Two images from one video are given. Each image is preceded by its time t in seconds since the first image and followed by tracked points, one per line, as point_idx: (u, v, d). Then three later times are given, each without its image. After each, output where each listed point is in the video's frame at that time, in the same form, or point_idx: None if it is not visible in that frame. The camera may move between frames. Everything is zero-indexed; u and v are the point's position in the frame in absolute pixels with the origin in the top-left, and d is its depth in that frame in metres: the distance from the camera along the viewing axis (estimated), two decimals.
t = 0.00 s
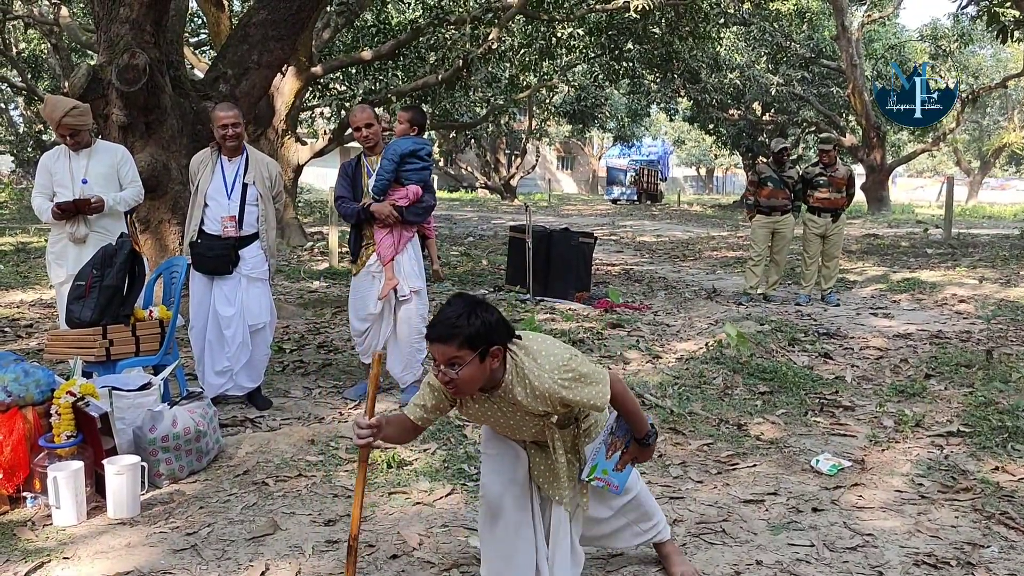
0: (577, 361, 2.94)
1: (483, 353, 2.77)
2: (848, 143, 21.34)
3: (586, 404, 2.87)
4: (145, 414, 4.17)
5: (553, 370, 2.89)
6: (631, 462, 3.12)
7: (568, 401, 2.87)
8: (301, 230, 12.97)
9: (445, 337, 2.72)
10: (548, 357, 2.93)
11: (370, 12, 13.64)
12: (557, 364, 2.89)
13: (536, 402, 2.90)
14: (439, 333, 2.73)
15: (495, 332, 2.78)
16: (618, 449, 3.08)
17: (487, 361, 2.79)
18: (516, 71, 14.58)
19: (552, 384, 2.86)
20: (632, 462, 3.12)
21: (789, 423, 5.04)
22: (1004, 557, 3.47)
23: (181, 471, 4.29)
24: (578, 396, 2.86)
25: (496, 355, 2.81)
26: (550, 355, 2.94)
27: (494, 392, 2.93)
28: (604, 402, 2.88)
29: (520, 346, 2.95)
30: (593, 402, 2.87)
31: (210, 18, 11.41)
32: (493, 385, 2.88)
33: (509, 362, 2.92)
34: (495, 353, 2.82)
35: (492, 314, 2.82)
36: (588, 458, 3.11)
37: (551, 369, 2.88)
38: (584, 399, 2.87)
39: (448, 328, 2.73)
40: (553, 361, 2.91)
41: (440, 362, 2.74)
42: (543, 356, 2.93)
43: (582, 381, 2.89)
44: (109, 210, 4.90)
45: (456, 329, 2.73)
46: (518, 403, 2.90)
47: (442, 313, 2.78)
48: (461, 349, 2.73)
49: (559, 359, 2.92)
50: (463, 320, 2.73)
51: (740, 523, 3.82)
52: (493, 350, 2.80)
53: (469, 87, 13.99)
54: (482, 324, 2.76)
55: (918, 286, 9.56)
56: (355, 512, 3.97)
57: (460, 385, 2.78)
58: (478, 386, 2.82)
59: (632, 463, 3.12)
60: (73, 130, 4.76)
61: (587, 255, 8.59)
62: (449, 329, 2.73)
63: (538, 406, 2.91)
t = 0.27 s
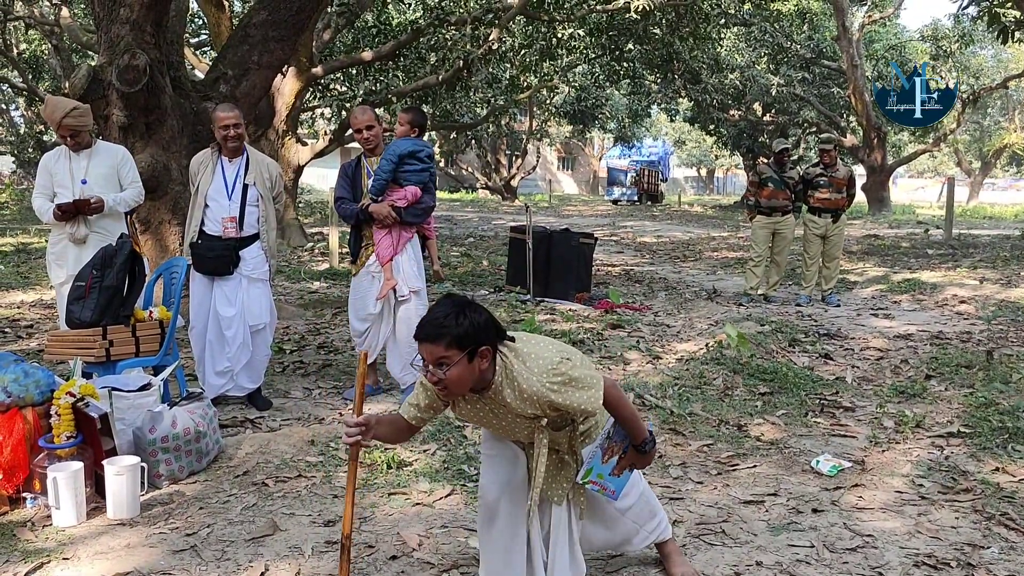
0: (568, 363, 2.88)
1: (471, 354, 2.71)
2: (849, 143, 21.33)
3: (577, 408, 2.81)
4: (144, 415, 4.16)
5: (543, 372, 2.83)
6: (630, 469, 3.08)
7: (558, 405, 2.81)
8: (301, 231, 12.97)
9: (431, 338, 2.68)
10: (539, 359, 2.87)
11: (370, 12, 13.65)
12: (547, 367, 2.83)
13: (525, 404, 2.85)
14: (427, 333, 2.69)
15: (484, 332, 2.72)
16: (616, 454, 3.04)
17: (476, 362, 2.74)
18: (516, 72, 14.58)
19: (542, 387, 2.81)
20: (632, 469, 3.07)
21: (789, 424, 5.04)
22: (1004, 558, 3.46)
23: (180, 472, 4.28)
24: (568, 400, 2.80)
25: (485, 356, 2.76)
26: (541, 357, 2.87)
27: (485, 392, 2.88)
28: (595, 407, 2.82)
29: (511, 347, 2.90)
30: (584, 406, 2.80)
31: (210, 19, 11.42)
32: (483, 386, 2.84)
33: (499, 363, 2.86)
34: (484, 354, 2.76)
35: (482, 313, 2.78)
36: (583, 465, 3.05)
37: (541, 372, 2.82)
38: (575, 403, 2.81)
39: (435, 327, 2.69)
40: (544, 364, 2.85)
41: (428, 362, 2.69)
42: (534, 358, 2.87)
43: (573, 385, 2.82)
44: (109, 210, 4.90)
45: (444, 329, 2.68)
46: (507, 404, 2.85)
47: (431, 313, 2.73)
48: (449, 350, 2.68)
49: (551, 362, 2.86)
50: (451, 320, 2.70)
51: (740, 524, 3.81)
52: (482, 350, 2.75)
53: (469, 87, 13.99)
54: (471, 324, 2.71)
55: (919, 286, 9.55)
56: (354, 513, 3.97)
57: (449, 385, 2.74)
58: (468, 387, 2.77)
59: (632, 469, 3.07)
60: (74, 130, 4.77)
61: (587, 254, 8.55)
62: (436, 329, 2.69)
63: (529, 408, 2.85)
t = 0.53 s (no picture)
0: (571, 337, 2.81)
1: (472, 325, 2.63)
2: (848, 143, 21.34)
3: (580, 383, 2.74)
4: (144, 414, 4.16)
5: (544, 346, 2.75)
6: (626, 465, 2.98)
7: (561, 378, 2.74)
8: (301, 230, 12.97)
9: (432, 308, 2.59)
10: (540, 332, 2.79)
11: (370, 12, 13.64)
12: (550, 339, 2.76)
13: (526, 376, 2.79)
14: (426, 303, 2.61)
15: (485, 302, 2.65)
16: (614, 448, 2.93)
17: (476, 334, 2.66)
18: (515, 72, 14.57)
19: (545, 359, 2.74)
20: (628, 465, 2.98)
21: (789, 423, 5.03)
22: (1004, 558, 3.46)
23: (180, 471, 4.28)
24: (572, 373, 2.73)
25: (485, 327, 2.68)
26: (543, 330, 2.80)
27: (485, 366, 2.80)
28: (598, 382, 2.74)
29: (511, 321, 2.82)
30: (588, 381, 2.73)
31: (210, 18, 11.41)
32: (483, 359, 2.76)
33: (500, 336, 2.79)
34: (484, 326, 2.68)
35: (483, 284, 2.70)
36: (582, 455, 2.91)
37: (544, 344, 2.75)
38: (578, 377, 2.73)
39: (436, 298, 2.60)
40: (546, 336, 2.77)
41: (429, 334, 2.61)
42: (536, 331, 2.79)
43: (576, 360, 2.74)
44: (109, 209, 4.90)
45: (444, 299, 2.60)
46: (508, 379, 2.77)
47: (431, 284, 2.65)
48: (449, 321, 2.60)
49: (554, 336, 2.78)
50: (450, 292, 2.61)
51: (740, 523, 3.81)
52: (483, 321, 2.67)
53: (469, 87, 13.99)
54: (471, 295, 2.63)
55: (919, 286, 9.55)
56: (354, 512, 3.96)
57: (450, 358, 2.66)
58: (470, 360, 2.70)
59: (628, 465, 2.97)
60: (74, 128, 4.76)
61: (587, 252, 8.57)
62: (436, 300, 2.60)
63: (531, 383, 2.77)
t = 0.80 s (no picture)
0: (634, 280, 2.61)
1: (553, 234, 2.52)
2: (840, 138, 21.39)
3: (628, 321, 2.53)
4: (137, 408, 4.16)
5: (601, 277, 2.56)
6: (609, 446, 2.58)
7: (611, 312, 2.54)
8: (293, 225, 12.94)
9: (513, 199, 2.48)
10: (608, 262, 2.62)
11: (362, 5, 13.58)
12: (614, 272, 2.57)
13: (574, 302, 2.59)
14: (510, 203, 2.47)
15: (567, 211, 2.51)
16: (609, 422, 2.58)
17: (554, 243, 2.53)
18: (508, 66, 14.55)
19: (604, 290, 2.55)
20: (612, 449, 2.57)
21: (781, 416, 5.05)
22: (994, 550, 3.49)
23: (173, 464, 4.27)
24: (622, 309, 2.53)
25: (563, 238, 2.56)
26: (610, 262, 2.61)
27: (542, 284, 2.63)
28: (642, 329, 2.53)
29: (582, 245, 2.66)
30: (635, 323, 2.53)
31: (201, 12, 11.34)
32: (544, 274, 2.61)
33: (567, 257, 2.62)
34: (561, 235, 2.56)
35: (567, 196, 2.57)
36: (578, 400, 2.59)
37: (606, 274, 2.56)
38: (625, 316, 2.52)
39: (518, 192, 2.49)
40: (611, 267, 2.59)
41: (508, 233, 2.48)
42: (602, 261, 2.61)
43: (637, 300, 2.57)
44: (101, 203, 4.88)
45: (527, 201, 2.47)
46: (564, 299, 2.59)
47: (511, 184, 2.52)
48: (533, 223, 2.47)
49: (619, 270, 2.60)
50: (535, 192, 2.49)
51: (732, 516, 3.82)
52: (560, 231, 2.54)
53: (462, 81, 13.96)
54: (556, 199, 2.50)
55: (910, 280, 9.59)
56: (348, 506, 3.97)
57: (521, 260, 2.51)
58: (533, 264, 2.54)
59: (611, 447, 2.57)
60: (66, 120, 4.75)
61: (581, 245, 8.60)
62: (519, 193, 2.48)
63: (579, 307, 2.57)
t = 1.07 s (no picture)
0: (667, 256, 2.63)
1: (606, 197, 2.67)
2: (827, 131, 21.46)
3: (642, 291, 2.56)
4: (121, 403, 4.13)
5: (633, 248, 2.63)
6: (626, 419, 2.69)
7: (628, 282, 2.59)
8: (279, 218, 12.89)
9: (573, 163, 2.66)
10: (650, 234, 2.68)
11: None
12: (650, 241, 2.62)
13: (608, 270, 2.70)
14: (566, 165, 2.66)
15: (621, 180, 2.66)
16: (626, 396, 2.69)
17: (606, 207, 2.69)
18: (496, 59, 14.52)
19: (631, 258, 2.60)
20: (629, 422, 2.69)
21: (765, 409, 5.08)
22: (975, 541, 3.52)
23: (157, 459, 4.26)
24: (638, 279, 2.57)
25: (618, 204, 2.72)
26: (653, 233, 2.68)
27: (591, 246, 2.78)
28: (652, 304, 2.56)
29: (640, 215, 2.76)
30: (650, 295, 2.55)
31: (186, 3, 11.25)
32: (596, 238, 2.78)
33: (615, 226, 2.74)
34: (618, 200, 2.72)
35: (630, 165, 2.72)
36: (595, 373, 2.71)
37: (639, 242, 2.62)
38: (637, 289, 2.57)
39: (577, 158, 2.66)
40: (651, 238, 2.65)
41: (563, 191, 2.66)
42: (647, 230, 2.69)
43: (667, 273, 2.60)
44: (85, 195, 4.84)
45: (585, 161, 2.66)
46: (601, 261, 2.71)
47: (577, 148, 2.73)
48: (588, 183, 2.64)
49: (660, 242, 2.65)
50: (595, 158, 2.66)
51: (717, 509, 3.84)
52: (616, 197, 2.70)
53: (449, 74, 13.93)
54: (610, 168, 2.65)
55: (894, 273, 9.64)
56: (333, 499, 3.97)
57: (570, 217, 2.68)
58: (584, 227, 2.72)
59: (627, 418, 2.68)
60: (50, 113, 4.72)
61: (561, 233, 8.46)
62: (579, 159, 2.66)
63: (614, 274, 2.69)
